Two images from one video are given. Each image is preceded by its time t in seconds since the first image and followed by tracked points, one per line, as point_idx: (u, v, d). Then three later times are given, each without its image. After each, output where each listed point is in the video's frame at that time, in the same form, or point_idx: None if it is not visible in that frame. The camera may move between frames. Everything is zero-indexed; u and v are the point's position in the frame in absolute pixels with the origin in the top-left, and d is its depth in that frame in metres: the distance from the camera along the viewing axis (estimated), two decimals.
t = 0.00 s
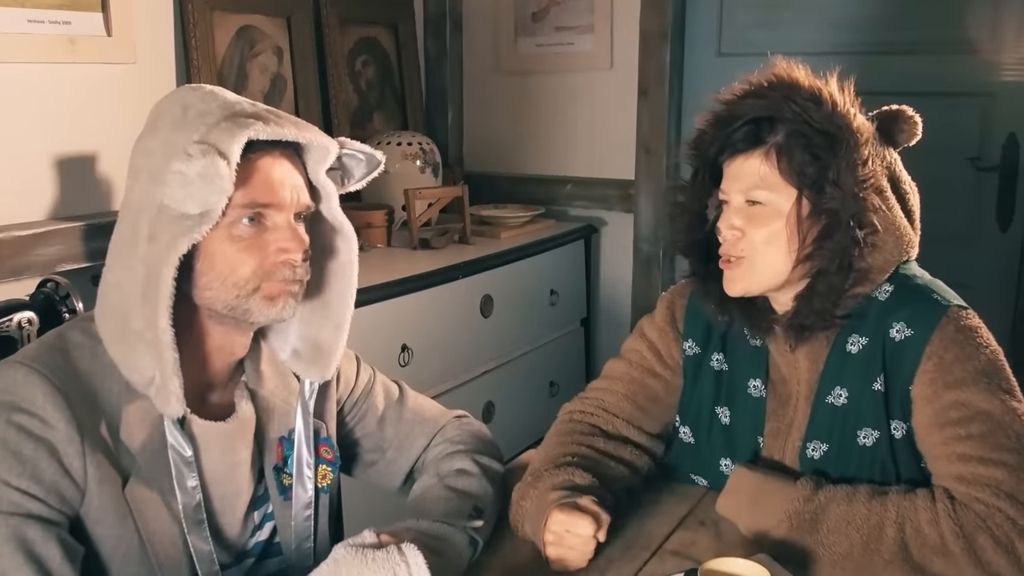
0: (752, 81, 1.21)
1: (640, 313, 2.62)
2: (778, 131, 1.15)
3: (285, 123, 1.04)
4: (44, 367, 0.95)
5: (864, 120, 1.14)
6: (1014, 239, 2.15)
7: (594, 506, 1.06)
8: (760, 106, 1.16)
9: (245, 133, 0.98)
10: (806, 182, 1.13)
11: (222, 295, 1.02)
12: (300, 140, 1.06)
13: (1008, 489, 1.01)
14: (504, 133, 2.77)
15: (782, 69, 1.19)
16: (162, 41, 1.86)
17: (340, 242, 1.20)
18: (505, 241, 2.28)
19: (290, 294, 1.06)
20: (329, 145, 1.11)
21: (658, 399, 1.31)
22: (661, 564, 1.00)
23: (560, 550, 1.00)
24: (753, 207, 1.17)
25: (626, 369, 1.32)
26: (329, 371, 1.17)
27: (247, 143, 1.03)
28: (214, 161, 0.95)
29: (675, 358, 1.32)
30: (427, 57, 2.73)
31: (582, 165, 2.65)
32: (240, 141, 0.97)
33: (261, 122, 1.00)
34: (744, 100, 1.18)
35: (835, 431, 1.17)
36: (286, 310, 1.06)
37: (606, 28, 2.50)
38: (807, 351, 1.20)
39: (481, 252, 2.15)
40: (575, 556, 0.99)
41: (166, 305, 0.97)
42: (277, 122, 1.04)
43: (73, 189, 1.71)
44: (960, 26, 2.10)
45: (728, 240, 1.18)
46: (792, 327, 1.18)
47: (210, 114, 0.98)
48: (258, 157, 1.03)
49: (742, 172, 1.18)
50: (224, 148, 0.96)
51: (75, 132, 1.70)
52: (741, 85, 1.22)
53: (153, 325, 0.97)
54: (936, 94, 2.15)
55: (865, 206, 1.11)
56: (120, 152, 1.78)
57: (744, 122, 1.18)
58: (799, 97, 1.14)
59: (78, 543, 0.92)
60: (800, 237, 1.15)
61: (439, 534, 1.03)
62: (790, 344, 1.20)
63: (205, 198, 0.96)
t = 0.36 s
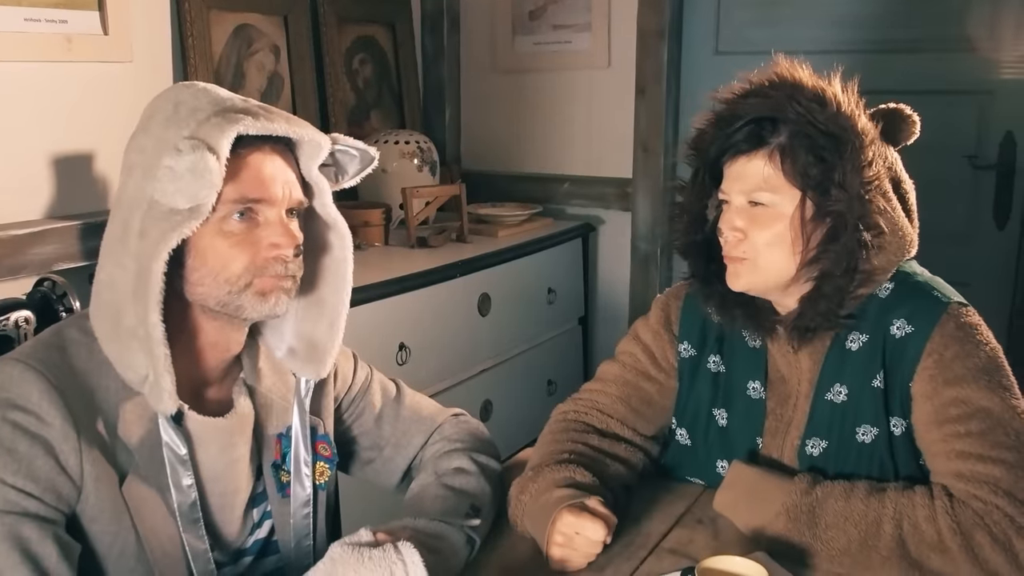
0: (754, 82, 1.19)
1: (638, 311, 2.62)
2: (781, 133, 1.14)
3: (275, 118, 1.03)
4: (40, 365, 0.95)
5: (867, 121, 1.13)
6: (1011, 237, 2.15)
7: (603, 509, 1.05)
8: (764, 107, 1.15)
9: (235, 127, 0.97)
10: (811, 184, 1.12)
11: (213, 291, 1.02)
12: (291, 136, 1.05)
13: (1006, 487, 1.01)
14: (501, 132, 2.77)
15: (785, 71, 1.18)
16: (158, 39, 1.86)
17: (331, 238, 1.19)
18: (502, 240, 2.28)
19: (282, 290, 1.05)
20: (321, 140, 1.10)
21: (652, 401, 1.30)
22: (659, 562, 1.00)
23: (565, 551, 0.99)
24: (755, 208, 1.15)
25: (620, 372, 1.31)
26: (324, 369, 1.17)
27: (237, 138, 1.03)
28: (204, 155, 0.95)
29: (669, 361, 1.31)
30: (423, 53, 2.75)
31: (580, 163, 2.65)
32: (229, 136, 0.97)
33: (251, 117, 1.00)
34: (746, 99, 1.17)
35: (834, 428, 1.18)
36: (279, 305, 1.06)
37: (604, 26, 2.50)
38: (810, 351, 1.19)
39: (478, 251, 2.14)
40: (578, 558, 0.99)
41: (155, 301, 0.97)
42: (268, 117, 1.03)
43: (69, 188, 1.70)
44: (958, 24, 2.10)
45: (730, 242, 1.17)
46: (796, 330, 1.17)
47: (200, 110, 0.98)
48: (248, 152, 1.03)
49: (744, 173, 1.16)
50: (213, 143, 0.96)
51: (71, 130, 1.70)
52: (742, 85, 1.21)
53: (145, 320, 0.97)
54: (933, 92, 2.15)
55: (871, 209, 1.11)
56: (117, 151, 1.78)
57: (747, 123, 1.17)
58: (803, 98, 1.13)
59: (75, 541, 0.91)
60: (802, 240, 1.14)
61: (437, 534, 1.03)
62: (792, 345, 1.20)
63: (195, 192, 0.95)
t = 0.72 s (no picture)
0: (753, 83, 1.19)
1: (638, 311, 2.62)
2: (782, 134, 1.14)
3: (272, 115, 1.03)
4: (40, 364, 0.94)
5: (868, 122, 1.13)
6: (1012, 237, 2.15)
7: (607, 511, 1.05)
8: (764, 109, 1.14)
9: (232, 125, 0.97)
10: (813, 185, 1.12)
11: (212, 290, 1.02)
12: (288, 134, 1.05)
13: (1009, 487, 1.01)
14: (502, 132, 2.78)
15: (785, 71, 1.18)
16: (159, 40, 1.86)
17: (329, 235, 1.19)
18: (503, 240, 2.28)
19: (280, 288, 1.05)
20: (318, 138, 1.10)
21: (652, 401, 1.30)
22: (660, 562, 1.00)
23: (567, 552, 0.99)
24: (757, 210, 1.15)
25: (620, 372, 1.31)
26: (324, 368, 1.17)
27: (234, 136, 1.03)
28: (200, 153, 0.94)
29: (670, 361, 1.31)
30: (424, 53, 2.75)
31: (580, 164, 2.65)
32: (226, 133, 0.96)
33: (246, 114, 1.00)
34: (745, 101, 1.17)
35: (835, 429, 1.18)
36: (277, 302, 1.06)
37: (604, 27, 2.50)
38: (811, 353, 1.19)
39: (479, 251, 2.14)
40: (580, 559, 0.99)
41: (153, 299, 0.97)
42: (265, 115, 1.03)
43: (71, 188, 1.70)
44: (959, 24, 2.09)
45: (732, 244, 1.16)
46: (798, 332, 1.17)
47: (195, 108, 0.98)
48: (246, 150, 1.03)
49: (746, 176, 1.16)
50: (210, 141, 0.95)
51: (73, 131, 1.70)
52: (741, 86, 1.20)
53: (144, 319, 0.97)
54: (934, 92, 2.15)
55: (873, 210, 1.11)
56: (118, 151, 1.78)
57: (747, 126, 1.16)
58: (804, 99, 1.13)
59: (76, 540, 0.91)
60: (804, 242, 1.14)
61: (436, 534, 1.04)
62: (794, 347, 1.20)
63: (191, 190, 0.95)
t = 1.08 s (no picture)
0: (753, 87, 1.19)
1: (637, 316, 2.62)
2: (783, 139, 1.14)
3: (261, 116, 1.03)
4: (35, 369, 0.95)
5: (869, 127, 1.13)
6: (1011, 242, 2.15)
7: (609, 521, 1.04)
8: (764, 114, 1.15)
9: (220, 126, 0.97)
10: (813, 190, 1.12)
11: (205, 292, 1.02)
12: (276, 135, 1.05)
13: (1007, 493, 1.01)
14: (501, 136, 2.78)
15: (785, 76, 1.18)
16: (159, 45, 1.86)
17: (322, 236, 1.19)
18: (502, 245, 2.28)
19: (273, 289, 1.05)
20: (309, 138, 1.10)
21: (651, 407, 1.30)
22: (657, 568, 1.00)
23: (567, 559, 1.00)
24: (758, 215, 1.15)
25: (618, 378, 1.31)
26: (321, 369, 1.18)
27: (223, 137, 1.03)
28: (189, 155, 0.94)
29: (668, 367, 1.32)
30: (424, 58, 2.75)
31: (579, 168, 2.65)
32: (214, 134, 0.96)
33: (234, 117, 0.99)
34: (746, 106, 1.17)
35: (834, 435, 1.18)
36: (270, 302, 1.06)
37: (603, 32, 2.50)
38: (809, 358, 1.19)
39: (478, 256, 2.15)
40: (579, 567, 0.99)
41: (144, 302, 0.96)
42: (253, 116, 1.03)
43: (69, 193, 1.70)
44: (958, 30, 2.10)
45: (732, 248, 1.17)
46: (796, 336, 1.17)
47: (185, 112, 0.98)
48: (235, 151, 1.03)
49: (746, 180, 1.16)
50: (198, 143, 0.95)
51: (71, 136, 1.70)
52: (742, 91, 1.21)
53: (135, 322, 0.96)
54: (932, 98, 2.15)
55: (873, 216, 1.11)
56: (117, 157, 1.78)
57: (748, 130, 1.17)
58: (804, 104, 1.13)
59: (71, 545, 0.92)
60: (802, 245, 1.14)
61: (434, 540, 1.04)
62: (793, 352, 1.20)
63: (180, 193, 0.95)
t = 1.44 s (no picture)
0: (758, 86, 1.19)
1: (638, 317, 2.62)
2: (788, 137, 1.13)
3: (270, 124, 1.04)
4: (36, 381, 0.94)
5: (873, 127, 1.14)
6: (1011, 242, 2.15)
7: (610, 522, 1.05)
8: (770, 111, 1.15)
9: (229, 136, 0.97)
10: (818, 189, 1.12)
11: (213, 303, 1.02)
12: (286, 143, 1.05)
13: (1010, 493, 1.01)
14: (501, 137, 2.78)
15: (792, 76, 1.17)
16: (159, 46, 1.86)
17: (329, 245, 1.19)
18: (503, 245, 2.28)
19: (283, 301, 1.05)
20: (317, 147, 1.10)
21: (653, 408, 1.30)
22: (658, 570, 1.00)
23: (568, 560, 1.00)
24: (762, 213, 1.15)
25: (620, 378, 1.31)
26: (326, 377, 1.17)
27: (233, 147, 1.03)
28: (199, 164, 0.94)
29: (670, 368, 1.31)
30: (425, 59, 2.75)
31: (580, 169, 2.65)
32: (224, 143, 0.96)
33: (244, 126, 0.99)
34: (751, 104, 1.17)
35: (837, 435, 1.17)
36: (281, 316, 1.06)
37: (604, 32, 2.50)
38: (812, 357, 1.19)
39: (480, 256, 2.15)
40: (580, 569, 1.00)
41: (152, 314, 0.96)
42: (262, 125, 1.04)
43: (70, 194, 1.70)
44: (959, 30, 2.10)
45: (736, 246, 1.16)
46: (800, 335, 1.17)
47: (193, 121, 0.98)
48: (245, 160, 1.03)
49: (752, 179, 1.15)
50: (209, 152, 0.95)
51: (72, 137, 1.70)
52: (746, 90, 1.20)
53: (142, 334, 0.96)
54: (933, 99, 2.15)
55: (875, 215, 1.12)
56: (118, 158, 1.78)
57: (753, 128, 1.16)
58: (810, 103, 1.13)
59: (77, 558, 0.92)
60: (806, 244, 1.14)
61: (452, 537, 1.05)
62: (796, 352, 1.20)
63: (190, 202, 0.94)
